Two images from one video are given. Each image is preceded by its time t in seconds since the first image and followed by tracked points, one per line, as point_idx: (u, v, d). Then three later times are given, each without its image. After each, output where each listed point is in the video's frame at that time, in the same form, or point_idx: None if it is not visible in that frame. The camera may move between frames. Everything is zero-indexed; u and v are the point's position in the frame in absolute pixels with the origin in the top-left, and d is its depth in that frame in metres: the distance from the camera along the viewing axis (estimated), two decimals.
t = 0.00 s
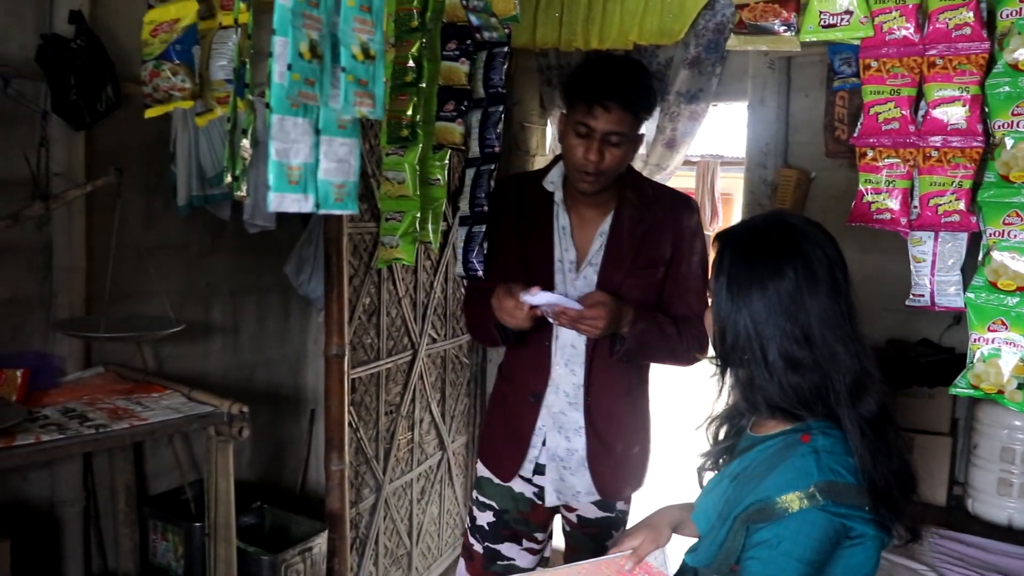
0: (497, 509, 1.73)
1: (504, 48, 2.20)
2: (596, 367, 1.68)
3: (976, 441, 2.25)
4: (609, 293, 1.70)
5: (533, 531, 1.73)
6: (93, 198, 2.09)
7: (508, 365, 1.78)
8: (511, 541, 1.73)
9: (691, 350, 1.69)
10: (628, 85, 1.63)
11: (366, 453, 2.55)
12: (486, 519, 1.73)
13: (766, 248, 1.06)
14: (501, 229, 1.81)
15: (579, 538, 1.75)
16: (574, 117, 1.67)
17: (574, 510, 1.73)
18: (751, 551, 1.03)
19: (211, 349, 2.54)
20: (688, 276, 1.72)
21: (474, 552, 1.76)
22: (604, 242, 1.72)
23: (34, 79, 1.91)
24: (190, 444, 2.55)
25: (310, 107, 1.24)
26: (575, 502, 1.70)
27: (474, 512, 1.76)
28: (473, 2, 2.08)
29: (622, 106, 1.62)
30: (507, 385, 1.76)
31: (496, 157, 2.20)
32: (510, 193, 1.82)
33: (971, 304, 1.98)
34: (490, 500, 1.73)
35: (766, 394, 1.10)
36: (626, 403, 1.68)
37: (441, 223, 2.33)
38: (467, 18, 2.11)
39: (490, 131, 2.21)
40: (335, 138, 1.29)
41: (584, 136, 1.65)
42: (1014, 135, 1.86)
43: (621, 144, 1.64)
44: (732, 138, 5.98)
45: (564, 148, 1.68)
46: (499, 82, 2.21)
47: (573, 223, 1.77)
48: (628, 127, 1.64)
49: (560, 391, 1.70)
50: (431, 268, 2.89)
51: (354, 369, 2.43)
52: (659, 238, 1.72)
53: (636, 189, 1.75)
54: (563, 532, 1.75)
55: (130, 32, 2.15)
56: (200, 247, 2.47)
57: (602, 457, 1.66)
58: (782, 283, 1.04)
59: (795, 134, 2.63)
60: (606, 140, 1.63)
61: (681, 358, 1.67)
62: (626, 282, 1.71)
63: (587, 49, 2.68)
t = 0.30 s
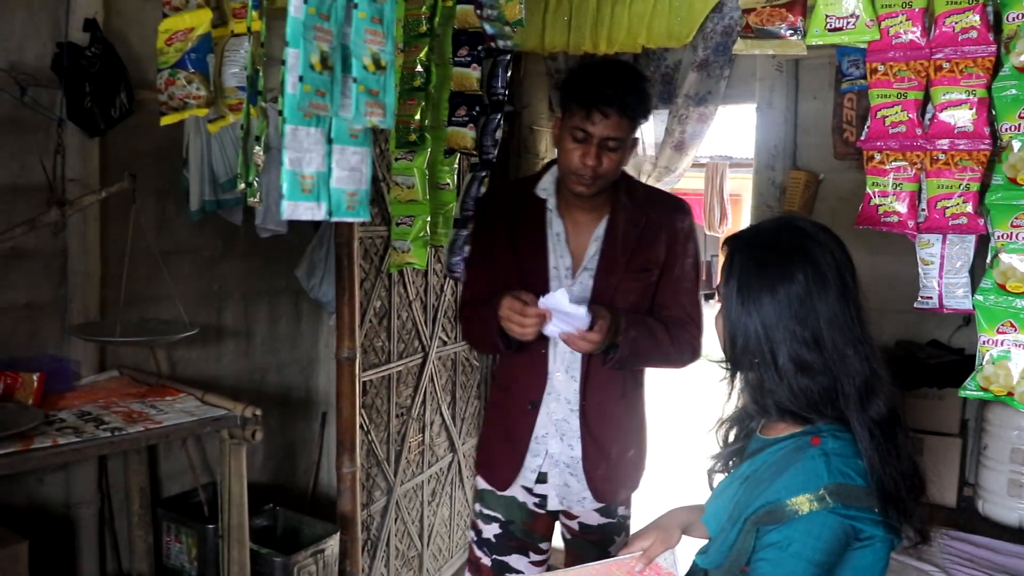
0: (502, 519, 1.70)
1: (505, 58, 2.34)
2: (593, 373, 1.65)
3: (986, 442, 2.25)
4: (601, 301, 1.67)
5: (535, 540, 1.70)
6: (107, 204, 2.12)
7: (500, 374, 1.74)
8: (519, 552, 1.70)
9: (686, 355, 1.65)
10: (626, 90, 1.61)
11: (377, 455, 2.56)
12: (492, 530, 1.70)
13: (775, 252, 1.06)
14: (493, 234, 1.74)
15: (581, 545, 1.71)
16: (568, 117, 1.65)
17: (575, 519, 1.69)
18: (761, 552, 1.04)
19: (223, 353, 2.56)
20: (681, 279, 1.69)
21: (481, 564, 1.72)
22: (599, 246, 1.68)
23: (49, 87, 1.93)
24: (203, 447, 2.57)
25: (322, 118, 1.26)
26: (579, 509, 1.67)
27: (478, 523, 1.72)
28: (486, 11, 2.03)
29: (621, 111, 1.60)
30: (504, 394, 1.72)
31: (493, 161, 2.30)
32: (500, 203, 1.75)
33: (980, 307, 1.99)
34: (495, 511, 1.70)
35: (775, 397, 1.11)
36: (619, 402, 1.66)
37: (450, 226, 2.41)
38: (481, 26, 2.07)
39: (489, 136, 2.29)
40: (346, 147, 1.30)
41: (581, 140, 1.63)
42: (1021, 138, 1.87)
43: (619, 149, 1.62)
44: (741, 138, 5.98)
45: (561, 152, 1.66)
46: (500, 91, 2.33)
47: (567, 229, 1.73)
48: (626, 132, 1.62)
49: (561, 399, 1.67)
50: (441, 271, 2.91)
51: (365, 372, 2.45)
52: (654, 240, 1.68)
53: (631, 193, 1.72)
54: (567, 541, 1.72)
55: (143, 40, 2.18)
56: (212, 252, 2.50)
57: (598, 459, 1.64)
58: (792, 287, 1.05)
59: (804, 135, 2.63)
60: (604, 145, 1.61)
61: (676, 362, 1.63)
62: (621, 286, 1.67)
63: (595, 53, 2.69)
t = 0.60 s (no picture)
0: (474, 520, 1.69)
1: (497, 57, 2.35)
2: (557, 364, 1.65)
3: (981, 439, 2.27)
4: (564, 291, 1.66)
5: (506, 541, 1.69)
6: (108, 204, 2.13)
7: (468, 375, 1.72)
8: (487, 555, 1.69)
9: (647, 343, 1.63)
10: (576, 81, 1.59)
11: (376, 453, 2.57)
12: (464, 530, 1.69)
13: (775, 252, 1.08)
14: (454, 238, 1.71)
15: (560, 542, 1.68)
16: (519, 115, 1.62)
17: (553, 516, 1.66)
18: (761, 548, 1.05)
19: (223, 352, 2.57)
20: (642, 266, 1.68)
21: (452, 564, 1.72)
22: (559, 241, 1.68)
23: (49, 87, 1.94)
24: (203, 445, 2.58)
25: (324, 120, 1.27)
26: (552, 504, 1.65)
27: (450, 523, 1.71)
28: (489, 14, 2.18)
29: (571, 100, 1.58)
30: (472, 396, 1.70)
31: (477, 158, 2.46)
32: (460, 201, 1.72)
33: (972, 305, 2.00)
34: (467, 511, 1.69)
35: (775, 396, 1.12)
36: (585, 391, 1.64)
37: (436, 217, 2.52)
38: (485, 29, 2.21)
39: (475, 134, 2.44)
40: (347, 149, 1.30)
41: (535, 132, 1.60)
42: (1014, 139, 1.88)
43: (573, 137, 1.60)
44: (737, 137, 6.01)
45: (514, 145, 1.63)
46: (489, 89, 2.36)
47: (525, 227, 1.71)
48: (578, 121, 1.60)
49: (532, 394, 1.66)
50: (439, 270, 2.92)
51: (364, 370, 2.46)
52: (612, 229, 1.67)
53: (587, 184, 1.70)
54: (544, 539, 1.68)
55: (144, 41, 2.19)
56: (211, 251, 2.51)
57: (564, 448, 1.62)
58: (793, 287, 1.06)
59: (800, 135, 2.65)
60: (557, 134, 1.58)
61: (639, 352, 1.62)
62: (582, 274, 1.66)
63: (593, 52, 2.71)
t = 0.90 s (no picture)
0: (463, 521, 1.69)
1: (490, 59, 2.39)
2: (546, 364, 1.66)
3: (969, 438, 2.31)
4: (547, 295, 1.68)
5: (501, 538, 1.70)
6: (102, 205, 2.13)
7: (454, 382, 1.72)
8: (478, 555, 1.69)
9: (636, 338, 1.66)
10: (540, 87, 1.60)
11: (369, 453, 2.59)
12: (453, 530, 1.70)
13: (768, 254, 1.10)
14: (434, 239, 1.72)
15: (553, 539, 1.70)
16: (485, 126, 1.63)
17: (546, 514, 1.68)
18: (752, 546, 1.07)
19: (217, 352, 2.58)
20: (622, 264, 1.71)
21: (443, 563, 1.73)
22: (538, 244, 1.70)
23: (43, 88, 1.94)
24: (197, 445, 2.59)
25: (323, 124, 1.28)
26: (543, 500, 1.67)
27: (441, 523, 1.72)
28: (484, 19, 2.19)
29: (534, 108, 1.59)
30: (459, 400, 1.70)
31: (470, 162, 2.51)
32: (439, 207, 1.73)
33: (956, 304, 2.03)
34: (456, 512, 1.69)
35: (767, 396, 1.14)
36: (575, 390, 1.67)
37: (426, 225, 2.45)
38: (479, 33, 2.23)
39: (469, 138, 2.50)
40: (344, 153, 1.32)
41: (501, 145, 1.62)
42: (997, 142, 1.91)
43: (540, 144, 1.62)
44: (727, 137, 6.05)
45: (484, 156, 1.65)
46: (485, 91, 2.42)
47: (503, 234, 1.73)
48: (544, 128, 1.61)
49: (520, 397, 1.67)
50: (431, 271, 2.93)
51: (357, 371, 2.47)
52: (590, 227, 1.69)
53: (561, 185, 1.72)
54: (537, 536, 1.70)
55: (137, 42, 2.19)
56: (205, 252, 2.51)
57: (558, 448, 1.63)
58: (785, 288, 1.08)
59: (791, 136, 2.68)
60: (524, 143, 1.60)
61: (628, 348, 1.65)
62: (564, 277, 1.68)
63: (585, 53, 2.72)
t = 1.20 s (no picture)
0: (465, 518, 1.69)
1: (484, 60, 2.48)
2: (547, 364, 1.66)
3: (958, 433, 2.34)
4: (549, 304, 1.66)
5: (501, 538, 1.70)
6: (89, 204, 2.12)
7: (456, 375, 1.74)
8: (480, 552, 1.70)
9: (641, 339, 1.66)
10: (546, 79, 1.60)
11: (360, 452, 2.58)
12: (454, 528, 1.70)
13: (757, 250, 1.10)
14: (440, 237, 1.71)
15: (552, 539, 1.70)
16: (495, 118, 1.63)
17: (545, 513, 1.68)
18: (742, 541, 1.08)
19: (206, 352, 2.56)
20: (630, 264, 1.70)
21: (444, 561, 1.72)
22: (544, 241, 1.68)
23: (29, 87, 1.92)
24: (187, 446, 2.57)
25: (311, 122, 1.27)
26: (542, 500, 1.67)
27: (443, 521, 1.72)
28: (469, 17, 2.10)
29: (542, 100, 1.59)
30: (460, 396, 1.71)
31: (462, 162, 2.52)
32: (450, 202, 1.74)
33: (947, 300, 2.05)
34: (457, 509, 1.69)
35: (756, 392, 1.14)
36: (576, 390, 1.66)
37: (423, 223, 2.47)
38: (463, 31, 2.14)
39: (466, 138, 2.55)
40: (334, 151, 1.31)
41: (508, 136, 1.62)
42: (987, 138, 1.93)
43: (547, 138, 1.61)
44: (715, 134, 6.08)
45: (493, 148, 1.64)
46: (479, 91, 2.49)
47: (511, 228, 1.72)
48: (554, 121, 1.61)
49: (520, 395, 1.67)
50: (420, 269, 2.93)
51: (347, 370, 2.46)
52: (598, 227, 1.69)
53: (571, 184, 1.73)
54: (536, 536, 1.70)
55: (123, 40, 2.17)
56: (193, 251, 2.49)
57: (558, 449, 1.63)
58: (774, 283, 1.08)
59: (780, 134, 2.70)
60: (532, 135, 1.59)
61: (634, 350, 1.65)
62: (568, 278, 1.66)
63: (574, 51, 2.72)
